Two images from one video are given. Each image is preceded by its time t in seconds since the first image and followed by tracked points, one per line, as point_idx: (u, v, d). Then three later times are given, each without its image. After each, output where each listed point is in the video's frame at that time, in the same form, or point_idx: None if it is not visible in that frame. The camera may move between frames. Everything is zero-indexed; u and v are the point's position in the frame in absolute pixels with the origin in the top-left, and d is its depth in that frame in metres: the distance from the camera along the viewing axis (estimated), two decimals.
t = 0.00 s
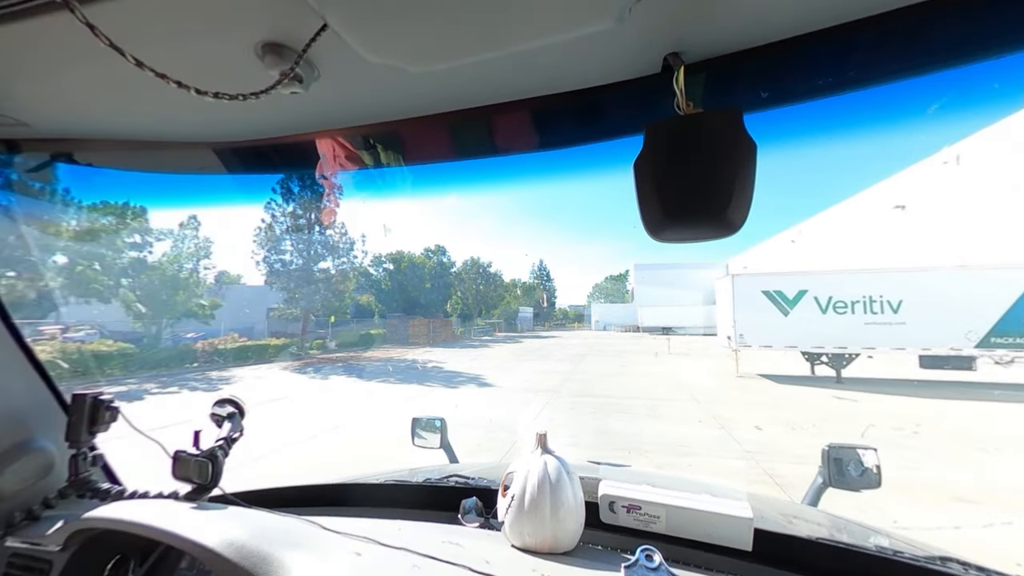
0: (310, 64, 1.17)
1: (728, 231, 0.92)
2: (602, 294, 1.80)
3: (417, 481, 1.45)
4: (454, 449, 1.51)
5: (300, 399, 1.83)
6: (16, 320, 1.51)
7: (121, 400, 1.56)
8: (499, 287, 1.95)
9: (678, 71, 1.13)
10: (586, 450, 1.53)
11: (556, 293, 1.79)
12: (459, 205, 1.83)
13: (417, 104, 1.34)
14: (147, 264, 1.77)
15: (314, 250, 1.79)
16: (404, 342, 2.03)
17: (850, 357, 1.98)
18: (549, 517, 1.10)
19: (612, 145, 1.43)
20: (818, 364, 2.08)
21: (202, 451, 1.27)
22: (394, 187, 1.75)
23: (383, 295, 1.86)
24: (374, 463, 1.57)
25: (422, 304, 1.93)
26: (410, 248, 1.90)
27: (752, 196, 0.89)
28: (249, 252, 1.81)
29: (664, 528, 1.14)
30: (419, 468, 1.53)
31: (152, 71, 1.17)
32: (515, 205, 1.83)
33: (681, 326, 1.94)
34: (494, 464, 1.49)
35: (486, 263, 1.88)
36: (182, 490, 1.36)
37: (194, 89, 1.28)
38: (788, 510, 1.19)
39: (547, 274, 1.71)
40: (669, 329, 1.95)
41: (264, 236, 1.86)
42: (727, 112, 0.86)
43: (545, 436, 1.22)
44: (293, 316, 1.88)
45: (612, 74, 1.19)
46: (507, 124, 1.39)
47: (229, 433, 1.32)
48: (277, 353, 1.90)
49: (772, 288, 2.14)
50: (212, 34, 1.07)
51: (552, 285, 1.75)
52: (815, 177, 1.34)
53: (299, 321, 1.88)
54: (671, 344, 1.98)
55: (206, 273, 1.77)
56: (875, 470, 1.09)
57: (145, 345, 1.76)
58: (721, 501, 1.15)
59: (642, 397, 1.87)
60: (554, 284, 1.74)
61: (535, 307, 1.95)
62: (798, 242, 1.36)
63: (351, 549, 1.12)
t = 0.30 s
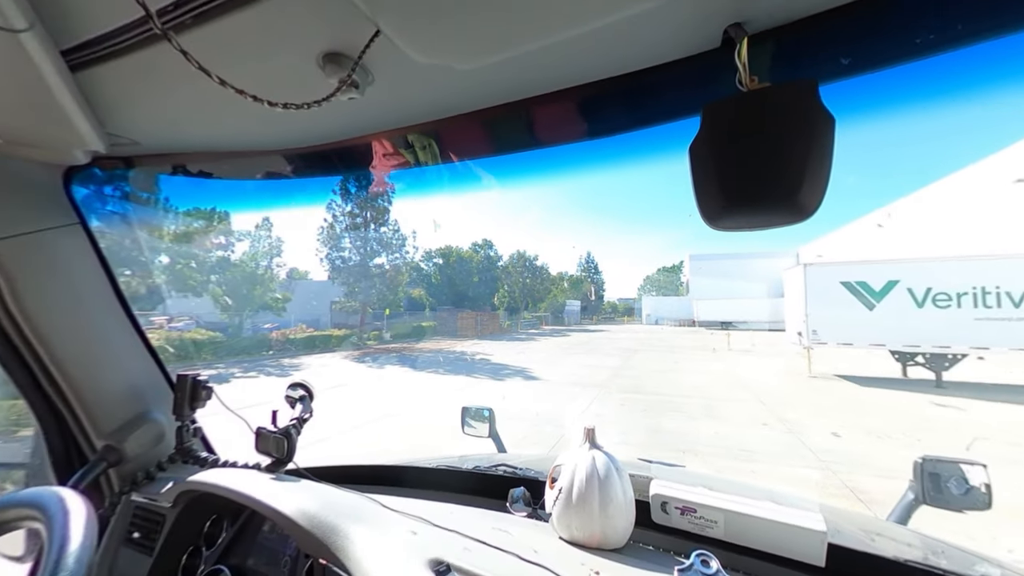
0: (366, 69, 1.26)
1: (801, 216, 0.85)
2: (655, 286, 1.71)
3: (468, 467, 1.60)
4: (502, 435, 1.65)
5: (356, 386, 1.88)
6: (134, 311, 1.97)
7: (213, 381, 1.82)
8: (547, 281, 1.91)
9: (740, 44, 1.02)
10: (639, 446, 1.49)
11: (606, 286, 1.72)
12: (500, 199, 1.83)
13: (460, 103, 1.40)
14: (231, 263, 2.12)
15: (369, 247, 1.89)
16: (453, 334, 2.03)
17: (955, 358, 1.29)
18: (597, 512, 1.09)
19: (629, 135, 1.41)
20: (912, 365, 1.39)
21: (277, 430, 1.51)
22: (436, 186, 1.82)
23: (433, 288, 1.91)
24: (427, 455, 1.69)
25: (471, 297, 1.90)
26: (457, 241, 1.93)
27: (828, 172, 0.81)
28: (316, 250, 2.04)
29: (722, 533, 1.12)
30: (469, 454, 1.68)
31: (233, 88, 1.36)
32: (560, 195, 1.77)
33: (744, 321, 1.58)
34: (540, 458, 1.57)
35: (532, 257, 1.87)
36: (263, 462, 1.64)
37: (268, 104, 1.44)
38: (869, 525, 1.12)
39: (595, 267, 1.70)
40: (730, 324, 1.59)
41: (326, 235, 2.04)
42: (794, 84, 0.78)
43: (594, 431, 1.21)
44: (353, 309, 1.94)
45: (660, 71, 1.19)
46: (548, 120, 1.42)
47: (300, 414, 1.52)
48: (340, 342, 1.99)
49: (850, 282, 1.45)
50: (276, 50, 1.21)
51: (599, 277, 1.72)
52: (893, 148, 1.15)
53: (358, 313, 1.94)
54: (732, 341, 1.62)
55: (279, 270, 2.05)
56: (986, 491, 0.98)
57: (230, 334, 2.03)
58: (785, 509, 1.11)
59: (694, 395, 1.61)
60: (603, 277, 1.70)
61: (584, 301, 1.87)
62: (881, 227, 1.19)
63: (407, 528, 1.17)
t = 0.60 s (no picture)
0: (408, 73, 1.30)
1: (876, 200, 0.76)
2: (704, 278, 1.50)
3: (507, 459, 1.74)
4: (541, 431, 1.72)
5: (401, 376, 1.97)
6: (208, 304, 2.27)
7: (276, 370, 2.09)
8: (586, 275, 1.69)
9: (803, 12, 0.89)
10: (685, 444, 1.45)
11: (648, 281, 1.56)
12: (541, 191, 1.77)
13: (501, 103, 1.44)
14: (288, 259, 2.30)
15: (412, 243, 1.92)
16: (492, 329, 1.95)
17: None
18: (640, 512, 1.08)
19: (673, 122, 1.32)
20: (1017, 369, 0.99)
21: (332, 416, 1.73)
22: (472, 183, 1.84)
23: (473, 283, 1.89)
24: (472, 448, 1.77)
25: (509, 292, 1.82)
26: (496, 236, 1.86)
27: (910, 149, 0.72)
28: (363, 247, 2.11)
29: (776, 542, 1.09)
30: (510, 446, 1.83)
31: (288, 98, 1.47)
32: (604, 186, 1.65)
33: (803, 317, 1.36)
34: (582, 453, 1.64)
35: (572, 250, 1.67)
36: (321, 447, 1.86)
37: (317, 110, 1.54)
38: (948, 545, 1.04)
39: (638, 260, 1.53)
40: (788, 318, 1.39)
41: (372, 232, 2.10)
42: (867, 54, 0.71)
43: (636, 429, 1.20)
44: (397, 302, 2.00)
45: (702, 73, 1.18)
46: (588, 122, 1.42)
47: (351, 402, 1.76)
48: (386, 335, 2.01)
49: (936, 274, 1.06)
50: (329, 63, 1.29)
51: (642, 271, 1.56)
52: (977, 123, 0.97)
53: (402, 307, 2.00)
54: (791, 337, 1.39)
55: (331, 267, 2.16)
56: None
57: (290, 326, 2.17)
58: (846, 521, 1.07)
59: (744, 395, 1.40)
60: (646, 270, 1.53)
61: (625, 295, 1.66)
62: (977, 210, 0.96)
63: (450, 515, 1.26)
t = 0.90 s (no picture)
0: (446, 72, 1.31)
1: (965, 180, 0.67)
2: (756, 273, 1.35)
3: (546, 453, 1.74)
4: (580, 428, 1.71)
5: (444, 368, 2.01)
6: (269, 299, 2.43)
7: (327, 360, 2.27)
8: (627, 268, 1.58)
9: None
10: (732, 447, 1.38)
11: (693, 275, 1.45)
12: (580, 187, 1.71)
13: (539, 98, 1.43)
14: (337, 255, 2.35)
15: (451, 240, 1.97)
16: (530, 323, 1.89)
17: None
18: (683, 514, 1.06)
19: (719, 106, 1.26)
20: None
21: (378, 405, 1.84)
22: (512, 176, 1.81)
23: (509, 277, 1.86)
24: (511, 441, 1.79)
25: (547, 286, 1.76)
26: (532, 231, 1.77)
27: (1009, 122, 0.62)
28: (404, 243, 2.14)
29: (838, 556, 1.03)
30: (548, 441, 1.80)
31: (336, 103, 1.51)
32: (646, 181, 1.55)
33: (872, 314, 1.24)
34: (622, 451, 1.61)
35: (611, 244, 1.57)
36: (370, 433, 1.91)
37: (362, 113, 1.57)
38: None
39: (682, 253, 1.43)
40: (853, 316, 1.27)
41: (413, 229, 2.13)
42: (955, 14, 0.62)
43: (679, 428, 1.18)
44: (437, 297, 2.02)
45: (748, 55, 1.11)
46: (630, 114, 1.39)
47: (395, 392, 1.86)
48: (427, 329, 2.05)
49: None
50: (374, 68, 1.33)
51: (686, 265, 1.46)
52: None
53: (441, 301, 2.02)
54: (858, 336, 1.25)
55: (376, 263, 2.19)
56: None
57: (338, 319, 2.26)
58: (908, 536, 1.00)
59: (799, 398, 1.27)
60: (690, 264, 1.43)
61: (668, 290, 1.56)
62: None
63: (488, 505, 1.31)
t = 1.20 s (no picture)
0: (483, 66, 1.30)
1: None
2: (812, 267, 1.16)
3: (581, 449, 1.73)
4: (616, 424, 1.68)
5: (479, 361, 2.04)
6: (319, 294, 2.51)
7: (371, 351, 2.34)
8: (667, 262, 1.48)
9: None
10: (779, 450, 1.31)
11: (742, 269, 1.29)
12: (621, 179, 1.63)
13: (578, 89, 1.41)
14: (380, 251, 2.40)
15: (487, 234, 1.97)
16: (565, 318, 1.80)
17: None
18: (727, 520, 1.02)
19: (774, 86, 1.18)
20: None
21: (419, 395, 1.91)
22: (551, 168, 1.78)
23: (544, 271, 1.82)
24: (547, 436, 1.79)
25: (584, 281, 1.70)
26: (569, 226, 1.75)
27: None
28: (442, 239, 2.17)
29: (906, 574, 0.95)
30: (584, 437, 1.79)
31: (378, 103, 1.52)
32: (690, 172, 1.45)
33: (953, 312, 0.99)
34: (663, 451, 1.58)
35: (651, 237, 1.49)
36: (409, 422, 1.97)
37: (402, 111, 1.59)
38: None
39: (729, 245, 1.30)
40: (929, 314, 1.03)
41: (451, 225, 2.15)
42: None
43: (724, 429, 1.17)
44: (474, 292, 2.04)
45: (801, 34, 1.05)
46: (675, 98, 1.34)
47: (434, 383, 1.91)
48: (464, 323, 2.08)
49: None
50: (415, 67, 1.35)
51: (733, 257, 1.31)
52: None
53: (479, 296, 2.03)
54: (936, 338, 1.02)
55: (416, 258, 2.24)
56: None
57: (382, 312, 2.33)
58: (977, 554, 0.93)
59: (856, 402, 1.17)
60: (739, 257, 1.29)
61: (713, 286, 1.39)
62: None
63: (525, 497, 1.31)
